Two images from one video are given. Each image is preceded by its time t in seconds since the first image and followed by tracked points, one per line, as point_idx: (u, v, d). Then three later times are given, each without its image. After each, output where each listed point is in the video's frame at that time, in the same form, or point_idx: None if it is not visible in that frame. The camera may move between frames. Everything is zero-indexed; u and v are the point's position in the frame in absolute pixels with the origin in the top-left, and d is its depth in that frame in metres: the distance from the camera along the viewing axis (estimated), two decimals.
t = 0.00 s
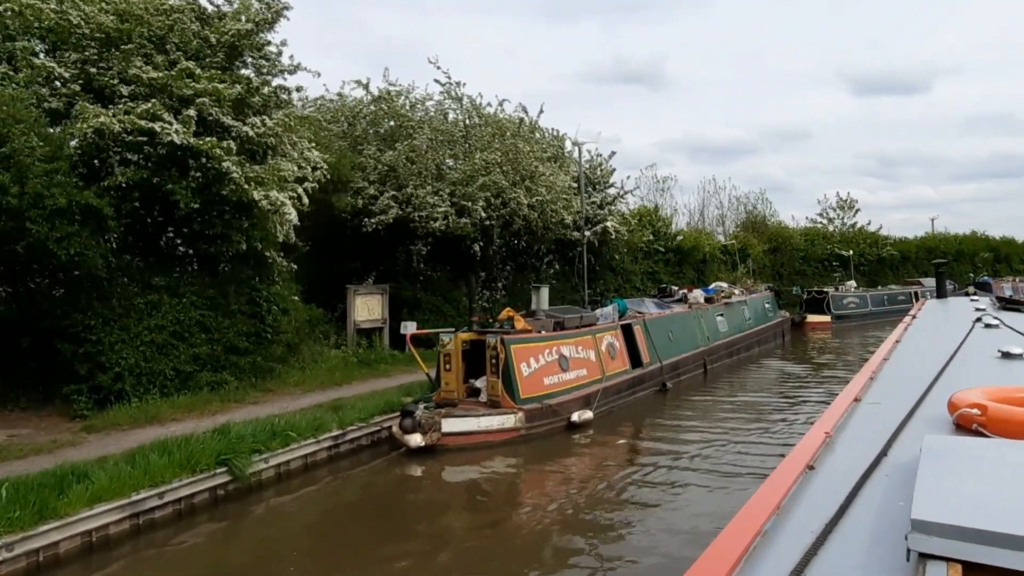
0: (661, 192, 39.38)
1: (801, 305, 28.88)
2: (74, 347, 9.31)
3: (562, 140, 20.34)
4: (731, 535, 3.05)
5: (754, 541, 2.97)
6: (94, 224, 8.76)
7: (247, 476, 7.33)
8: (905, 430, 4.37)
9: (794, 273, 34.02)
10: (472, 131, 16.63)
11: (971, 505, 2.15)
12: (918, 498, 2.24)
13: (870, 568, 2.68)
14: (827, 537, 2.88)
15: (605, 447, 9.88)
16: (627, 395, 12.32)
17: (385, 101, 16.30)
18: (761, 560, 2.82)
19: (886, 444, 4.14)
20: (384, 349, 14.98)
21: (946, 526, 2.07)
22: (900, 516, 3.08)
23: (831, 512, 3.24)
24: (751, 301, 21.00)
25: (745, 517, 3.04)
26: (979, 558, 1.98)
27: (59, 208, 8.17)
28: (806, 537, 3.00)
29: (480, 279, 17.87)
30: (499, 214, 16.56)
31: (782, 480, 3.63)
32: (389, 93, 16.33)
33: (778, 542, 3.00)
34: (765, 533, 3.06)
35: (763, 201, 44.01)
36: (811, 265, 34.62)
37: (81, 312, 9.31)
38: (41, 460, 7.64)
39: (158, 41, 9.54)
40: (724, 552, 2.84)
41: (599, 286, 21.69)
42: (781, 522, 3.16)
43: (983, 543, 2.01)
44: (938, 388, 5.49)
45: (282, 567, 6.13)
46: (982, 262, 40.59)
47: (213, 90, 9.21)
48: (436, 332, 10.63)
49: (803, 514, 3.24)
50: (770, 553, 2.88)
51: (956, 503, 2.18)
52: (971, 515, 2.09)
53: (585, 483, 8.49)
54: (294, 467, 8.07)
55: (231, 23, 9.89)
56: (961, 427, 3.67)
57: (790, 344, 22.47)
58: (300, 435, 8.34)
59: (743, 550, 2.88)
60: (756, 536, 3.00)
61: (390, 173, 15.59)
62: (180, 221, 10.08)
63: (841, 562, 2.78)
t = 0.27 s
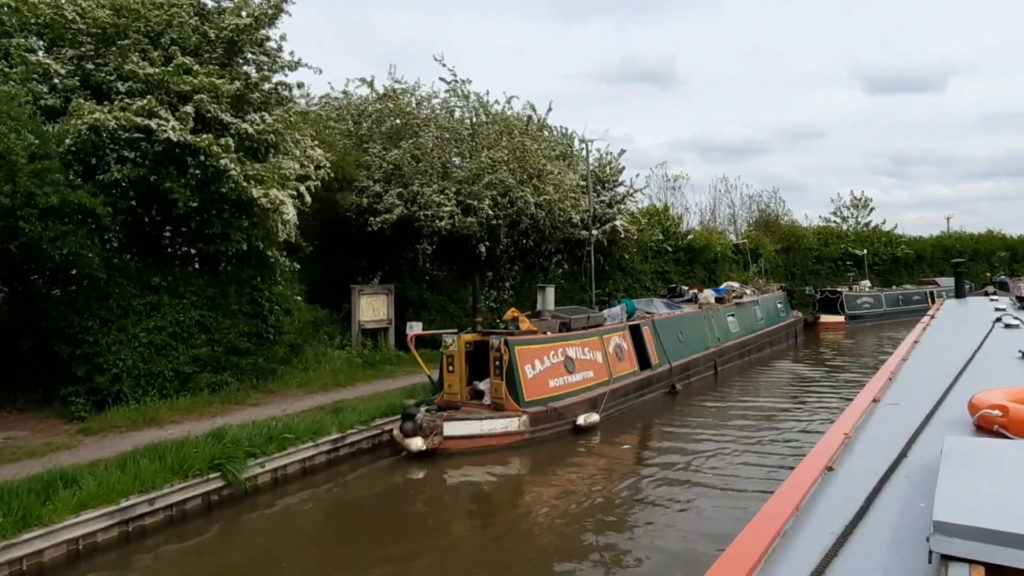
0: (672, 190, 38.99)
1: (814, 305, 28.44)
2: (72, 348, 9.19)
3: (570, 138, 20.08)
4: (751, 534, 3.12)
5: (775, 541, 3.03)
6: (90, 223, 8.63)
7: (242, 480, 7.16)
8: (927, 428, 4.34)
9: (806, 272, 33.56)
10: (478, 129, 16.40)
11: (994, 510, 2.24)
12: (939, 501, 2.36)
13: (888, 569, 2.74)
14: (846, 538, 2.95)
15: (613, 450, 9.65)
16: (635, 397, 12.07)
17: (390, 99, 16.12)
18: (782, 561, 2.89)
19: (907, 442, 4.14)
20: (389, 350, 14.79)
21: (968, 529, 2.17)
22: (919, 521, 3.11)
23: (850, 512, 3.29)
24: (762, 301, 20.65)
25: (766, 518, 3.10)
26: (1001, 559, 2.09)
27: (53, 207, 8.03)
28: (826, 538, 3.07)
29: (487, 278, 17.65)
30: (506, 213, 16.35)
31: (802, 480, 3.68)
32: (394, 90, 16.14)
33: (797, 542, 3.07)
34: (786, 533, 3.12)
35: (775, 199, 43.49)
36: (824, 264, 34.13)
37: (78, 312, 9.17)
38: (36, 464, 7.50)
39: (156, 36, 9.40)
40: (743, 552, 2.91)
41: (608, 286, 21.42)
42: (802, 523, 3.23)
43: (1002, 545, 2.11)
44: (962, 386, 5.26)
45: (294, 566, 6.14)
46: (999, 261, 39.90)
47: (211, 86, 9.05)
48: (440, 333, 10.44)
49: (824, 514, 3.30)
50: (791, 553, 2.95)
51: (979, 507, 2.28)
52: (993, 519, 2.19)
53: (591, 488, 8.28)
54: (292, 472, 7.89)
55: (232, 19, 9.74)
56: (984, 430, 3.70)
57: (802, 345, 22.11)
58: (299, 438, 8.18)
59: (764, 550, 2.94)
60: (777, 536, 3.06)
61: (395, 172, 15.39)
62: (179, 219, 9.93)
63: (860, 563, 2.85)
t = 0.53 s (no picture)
0: (678, 190, 38.67)
1: (821, 306, 28.09)
2: (61, 350, 9.02)
3: (573, 136, 19.82)
4: (760, 536, 3.01)
5: (785, 542, 2.92)
6: (78, 222, 8.46)
7: (229, 487, 6.96)
8: (938, 426, 4.20)
9: (814, 272, 33.20)
10: (480, 127, 16.18)
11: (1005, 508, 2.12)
12: (950, 501, 2.24)
13: (901, 570, 2.62)
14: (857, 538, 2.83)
15: (613, 454, 9.42)
16: (638, 399, 11.83)
17: (390, 97, 15.90)
18: (790, 562, 2.78)
19: (919, 440, 4.00)
20: (388, 351, 14.59)
21: (979, 529, 2.05)
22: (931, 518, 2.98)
23: (862, 512, 3.17)
24: (769, 302, 20.35)
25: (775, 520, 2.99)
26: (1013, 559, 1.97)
27: (36, 205, 7.87)
28: (837, 538, 2.95)
29: (489, 278, 17.42)
30: (508, 212, 16.11)
31: (812, 480, 3.56)
32: (394, 88, 15.92)
33: (808, 543, 2.95)
34: (796, 535, 3.01)
35: (783, 198, 43.11)
36: (832, 264, 33.75)
37: (67, 313, 9.01)
38: (20, 468, 7.33)
39: (146, 32, 9.23)
40: (752, 555, 2.81)
41: (612, 286, 21.16)
42: (812, 523, 3.11)
43: (1011, 545, 2.00)
44: (978, 387, 5.02)
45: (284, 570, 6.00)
46: (1010, 261, 39.39)
47: (202, 81, 8.88)
48: (438, 334, 10.22)
49: (834, 514, 3.18)
50: (800, 555, 2.84)
51: (992, 506, 2.15)
52: (1006, 518, 2.07)
53: (590, 492, 8.06)
54: (282, 477, 7.69)
55: (224, 13, 9.55)
56: (995, 432, 3.57)
57: (810, 346, 21.79)
58: (290, 442, 7.98)
59: (773, 552, 2.83)
60: (786, 537, 2.95)
61: (394, 170, 15.17)
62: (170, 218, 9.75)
63: (871, 564, 2.73)
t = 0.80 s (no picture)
0: (682, 189, 38.36)
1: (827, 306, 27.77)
2: (47, 350, 8.84)
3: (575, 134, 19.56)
4: (768, 537, 2.86)
5: (793, 543, 2.78)
6: (62, 220, 8.26)
7: (212, 493, 6.75)
8: (951, 425, 3.99)
9: (819, 272, 32.87)
10: (480, 125, 15.95)
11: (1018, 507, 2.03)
12: (961, 501, 2.14)
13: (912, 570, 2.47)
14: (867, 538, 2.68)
15: (612, 458, 9.18)
16: (638, 402, 11.59)
17: (388, 93, 15.65)
18: (797, 564, 2.63)
19: (932, 438, 3.82)
20: (386, 352, 14.37)
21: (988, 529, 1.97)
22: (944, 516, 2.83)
23: (872, 511, 3.01)
24: (773, 303, 20.07)
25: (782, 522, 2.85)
26: None
27: (18, 202, 7.68)
28: (846, 538, 2.80)
29: (489, 278, 17.20)
30: (507, 211, 15.89)
31: (822, 479, 3.40)
32: (392, 85, 15.67)
33: (817, 543, 2.80)
34: (805, 535, 2.86)
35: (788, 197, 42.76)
36: (838, 264, 33.42)
37: (52, 313, 8.83)
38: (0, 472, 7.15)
39: (135, 26, 9.03)
40: (758, 556, 2.67)
41: (614, 286, 20.92)
42: (821, 523, 2.96)
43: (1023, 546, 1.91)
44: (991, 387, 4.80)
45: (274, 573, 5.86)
46: (1019, 261, 38.96)
47: (192, 76, 8.69)
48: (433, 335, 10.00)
49: (844, 513, 3.02)
50: (807, 555, 2.69)
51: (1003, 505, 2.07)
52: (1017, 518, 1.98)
53: (586, 496, 7.83)
54: (270, 482, 7.47)
55: (214, 7, 9.35)
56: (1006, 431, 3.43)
57: (815, 347, 21.50)
58: (278, 446, 7.78)
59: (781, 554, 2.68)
60: (794, 538, 2.80)
61: (392, 168, 14.95)
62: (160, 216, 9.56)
63: (882, 564, 2.58)
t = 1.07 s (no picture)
0: (686, 188, 38.03)
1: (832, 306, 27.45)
2: (32, 351, 8.66)
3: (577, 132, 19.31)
4: (775, 539, 2.78)
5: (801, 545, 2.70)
6: (46, 217, 8.07)
7: (194, 499, 6.53)
8: (963, 423, 3.82)
9: (825, 272, 32.54)
10: (479, 123, 15.72)
11: None
12: (975, 502, 2.16)
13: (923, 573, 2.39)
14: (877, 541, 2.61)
15: (610, 461, 8.95)
16: (638, 404, 11.35)
17: (386, 90, 15.43)
18: (807, 567, 2.57)
19: (945, 436, 3.67)
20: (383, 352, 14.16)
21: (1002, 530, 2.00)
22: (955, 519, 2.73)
23: (883, 512, 2.91)
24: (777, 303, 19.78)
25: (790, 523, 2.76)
26: None
27: None
28: (856, 539, 2.72)
29: (489, 278, 16.99)
30: (507, 209, 15.65)
31: (830, 476, 3.30)
32: (390, 82, 15.44)
33: (827, 544, 2.72)
34: (815, 536, 2.78)
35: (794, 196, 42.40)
36: (844, 264, 33.07)
37: (37, 312, 8.64)
38: None
39: (122, 19, 8.83)
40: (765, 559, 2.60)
41: (616, 286, 20.67)
42: (831, 523, 2.87)
43: None
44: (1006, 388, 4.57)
45: (273, 575, 5.78)
46: None
47: (180, 71, 8.48)
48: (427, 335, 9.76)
49: (855, 513, 2.94)
50: (818, 556, 2.64)
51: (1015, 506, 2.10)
52: None
53: (583, 501, 7.62)
54: (256, 487, 7.25)
55: None
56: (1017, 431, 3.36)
57: (820, 348, 21.19)
58: (266, 450, 7.58)
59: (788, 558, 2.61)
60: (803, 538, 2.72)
61: (390, 166, 14.74)
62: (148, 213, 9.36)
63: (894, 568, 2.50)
